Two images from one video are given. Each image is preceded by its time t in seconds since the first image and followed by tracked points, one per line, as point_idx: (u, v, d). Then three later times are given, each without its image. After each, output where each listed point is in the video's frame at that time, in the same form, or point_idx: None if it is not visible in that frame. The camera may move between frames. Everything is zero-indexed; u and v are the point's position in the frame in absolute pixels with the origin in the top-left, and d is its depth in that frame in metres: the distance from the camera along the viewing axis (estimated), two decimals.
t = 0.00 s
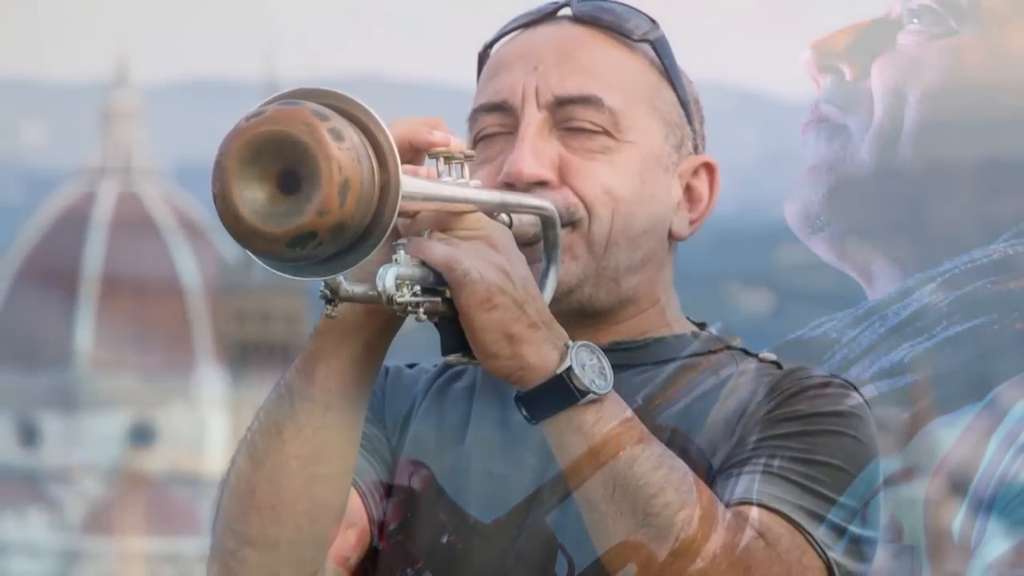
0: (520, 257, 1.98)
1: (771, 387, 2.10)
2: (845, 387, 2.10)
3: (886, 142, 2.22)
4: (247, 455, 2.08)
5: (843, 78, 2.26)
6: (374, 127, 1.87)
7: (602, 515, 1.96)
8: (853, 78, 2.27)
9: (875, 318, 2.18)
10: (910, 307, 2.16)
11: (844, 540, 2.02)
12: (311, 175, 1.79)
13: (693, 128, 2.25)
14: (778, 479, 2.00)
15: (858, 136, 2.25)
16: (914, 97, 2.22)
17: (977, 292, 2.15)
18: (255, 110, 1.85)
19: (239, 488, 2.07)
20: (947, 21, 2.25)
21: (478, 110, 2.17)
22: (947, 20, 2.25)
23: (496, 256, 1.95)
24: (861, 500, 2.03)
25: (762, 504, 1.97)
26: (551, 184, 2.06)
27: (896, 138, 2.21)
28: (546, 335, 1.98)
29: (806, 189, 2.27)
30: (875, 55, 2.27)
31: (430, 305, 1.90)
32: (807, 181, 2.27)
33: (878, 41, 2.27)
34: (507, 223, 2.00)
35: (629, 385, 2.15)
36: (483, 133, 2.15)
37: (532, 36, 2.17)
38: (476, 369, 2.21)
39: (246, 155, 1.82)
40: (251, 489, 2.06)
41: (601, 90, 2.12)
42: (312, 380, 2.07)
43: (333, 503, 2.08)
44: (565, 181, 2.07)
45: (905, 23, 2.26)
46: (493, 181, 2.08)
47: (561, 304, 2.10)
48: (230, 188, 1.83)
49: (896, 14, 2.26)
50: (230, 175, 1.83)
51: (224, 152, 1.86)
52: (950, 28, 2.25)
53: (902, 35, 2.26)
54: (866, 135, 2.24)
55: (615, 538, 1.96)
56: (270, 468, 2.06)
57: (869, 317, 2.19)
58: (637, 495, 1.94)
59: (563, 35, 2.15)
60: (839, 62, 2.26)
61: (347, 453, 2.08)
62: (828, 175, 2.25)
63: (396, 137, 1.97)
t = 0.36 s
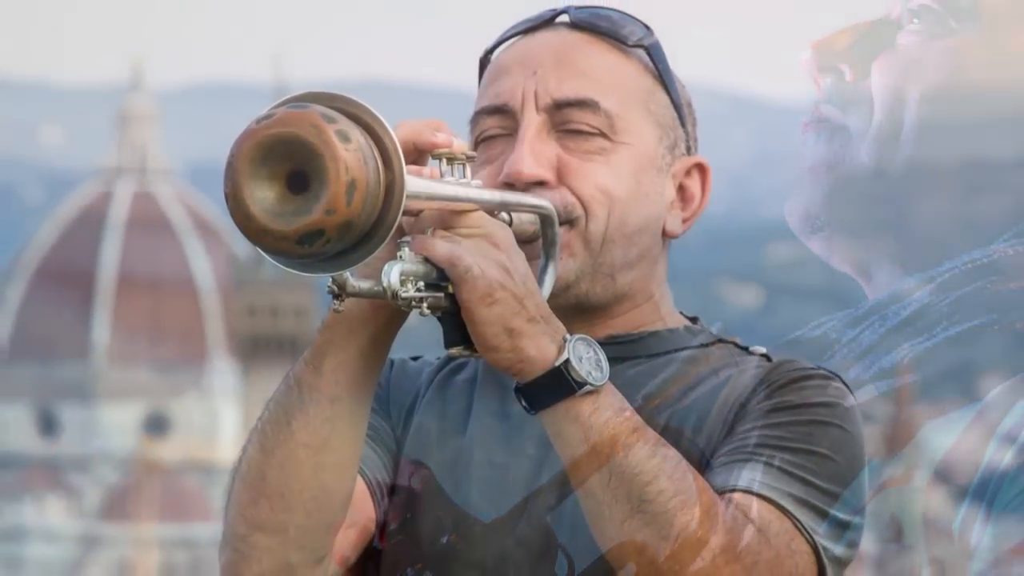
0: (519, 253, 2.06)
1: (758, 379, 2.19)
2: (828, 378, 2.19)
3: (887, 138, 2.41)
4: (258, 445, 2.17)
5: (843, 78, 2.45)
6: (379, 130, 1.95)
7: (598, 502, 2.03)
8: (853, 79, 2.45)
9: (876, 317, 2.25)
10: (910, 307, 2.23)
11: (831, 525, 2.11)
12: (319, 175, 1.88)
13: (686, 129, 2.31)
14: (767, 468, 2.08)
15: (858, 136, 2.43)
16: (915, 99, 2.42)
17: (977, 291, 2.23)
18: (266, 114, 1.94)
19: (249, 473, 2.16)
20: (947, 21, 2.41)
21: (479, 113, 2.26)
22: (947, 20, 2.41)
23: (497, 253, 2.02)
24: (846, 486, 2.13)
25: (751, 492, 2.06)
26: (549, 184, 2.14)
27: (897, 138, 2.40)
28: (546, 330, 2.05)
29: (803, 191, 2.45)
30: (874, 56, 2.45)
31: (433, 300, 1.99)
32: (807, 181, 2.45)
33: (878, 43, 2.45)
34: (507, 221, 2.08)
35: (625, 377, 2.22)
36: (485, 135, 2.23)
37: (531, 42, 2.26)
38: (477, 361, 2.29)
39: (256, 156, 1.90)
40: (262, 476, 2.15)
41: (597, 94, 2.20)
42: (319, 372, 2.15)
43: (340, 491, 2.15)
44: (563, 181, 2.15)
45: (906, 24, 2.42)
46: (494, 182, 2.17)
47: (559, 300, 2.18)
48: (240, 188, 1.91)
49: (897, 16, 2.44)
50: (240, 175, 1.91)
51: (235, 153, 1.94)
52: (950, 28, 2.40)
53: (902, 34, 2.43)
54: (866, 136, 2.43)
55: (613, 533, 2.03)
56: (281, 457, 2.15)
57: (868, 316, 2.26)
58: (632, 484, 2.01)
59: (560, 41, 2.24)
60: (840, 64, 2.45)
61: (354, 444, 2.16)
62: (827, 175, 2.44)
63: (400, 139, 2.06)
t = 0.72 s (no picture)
0: (519, 250, 2.15)
1: (748, 369, 2.27)
2: (815, 368, 2.28)
3: (887, 137, 3.01)
4: (268, 433, 2.26)
5: (845, 74, 2.92)
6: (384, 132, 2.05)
7: (594, 488, 2.12)
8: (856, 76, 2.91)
9: (878, 319, 2.93)
10: (907, 309, 2.90)
11: (818, 510, 2.21)
12: (328, 175, 1.97)
13: (680, 131, 2.40)
14: (758, 455, 2.19)
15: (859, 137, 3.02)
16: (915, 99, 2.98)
17: (974, 290, 2.94)
18: (275, 117, 2.03)
19: (259, 461, 2.26)
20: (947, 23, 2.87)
21: (481, 115, 2.35)
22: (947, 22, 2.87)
23: (498, 250, 2.11)
24: (833, 473, 2.23)
25: (741, 479, 2.17)
26: (547, 184, 2.24)
27: (895, 135, 2.99)
28: (545, 325, 2.14)
29: (807, 199, 3.11)
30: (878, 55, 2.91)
31: (437, 295, 2.09)
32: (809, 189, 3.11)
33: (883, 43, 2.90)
34: (506, 219, 2.17)
35: (620, 369, 2.31)
36: (485, 137, 2.32)
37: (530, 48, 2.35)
38: (479, 353, 2.38)
39: (266, 157, 1.99)
40: (271, 464, 2.24)
41: (594, 98, 2.29)
42: (327, 364, 2.24)
43: (346, 478, 2.24)
44: (561, 181, 2.24)
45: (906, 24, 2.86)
46: (494, 182, 2.26)
47: (557, 295, 2.27)
48: (251, 187, 2.00)
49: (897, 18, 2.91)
50: (251, 175, 2.00)
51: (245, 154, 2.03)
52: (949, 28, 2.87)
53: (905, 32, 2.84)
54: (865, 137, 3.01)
55: (610, 524, 2.12)
56: (291, 445, 2.24)
57: (877, 318, 2.93)
58: (626, 471, 2.10)
59: (558, 46, 2.33)
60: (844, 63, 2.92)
61: (360, 433, 2.24)
62: (830, 176, 3.08)
63: (405, 142, 2.15)
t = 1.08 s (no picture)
0: (519, 247, 2.24)
1: (738, 361, 2.37)
2: (803, 359, 2.38)
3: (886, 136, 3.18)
4: (279, 422, 2.36)
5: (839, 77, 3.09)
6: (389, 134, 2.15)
7: (590, 475, 2.21)
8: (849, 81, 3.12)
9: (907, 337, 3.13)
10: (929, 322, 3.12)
11: (804, 495, 2.32)
12: (336, 176, 2.08)
13: (673, 133, 2.49)
14: (746, 444, 2.29)
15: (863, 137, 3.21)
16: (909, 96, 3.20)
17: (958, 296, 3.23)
18: (286, 120, 2.13)
19: (271, 448, 2.36)
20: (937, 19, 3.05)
21: (482, 118, 2.45)
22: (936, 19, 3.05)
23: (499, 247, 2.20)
24: (819, 460, 2.33)
25: (731, 466, 2.27)
26: (546, 184, 2.34)
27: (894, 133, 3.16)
28: (544, 318, 2.24)
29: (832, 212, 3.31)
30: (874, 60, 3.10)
31: (440, 290, 2.18)
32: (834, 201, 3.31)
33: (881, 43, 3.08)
34: (507, 217, 2.26)
35: (615, 361, 2.40)
36: (487, 139, 2.42)
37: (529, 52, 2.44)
38: (480, 345, 2.48)
39: (277, 158, 2.10)
40: (281, 453, 2.35)
41: (591, 101, 2.39)
42: (334, 356, 2.34)
43: (353, 465, 2.34)
44: (559, 182, 2.34)
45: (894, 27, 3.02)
46: (495, 182, 2.36)
47: (555, 290, 2.37)
48: (263, 187, 2.11)
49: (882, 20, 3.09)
50: (263, 176, 2.11)
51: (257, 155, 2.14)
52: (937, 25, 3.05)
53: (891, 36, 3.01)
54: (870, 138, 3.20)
55: (606, 506, 2.21)
56: (301, 433, 2.34)
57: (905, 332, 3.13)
58: (621, 458, 2.20)
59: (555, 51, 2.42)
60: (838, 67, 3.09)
61: (368, 423, 2.34)
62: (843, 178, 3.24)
63: (409, 143, 2.25)
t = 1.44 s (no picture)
0: (519, 245, 2.34)
1: (728, 353, 2.49)
2: (789, 351, 2.49)
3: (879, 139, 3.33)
4: (289, 411, 2.48)
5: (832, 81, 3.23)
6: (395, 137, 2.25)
7: (586, 462, 2.32)
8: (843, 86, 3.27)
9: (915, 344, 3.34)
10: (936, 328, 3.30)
11: (791, 481, 2.43)
12: (344, 176, 2.18)
13: (666, 135, 2.60)
14: (735, 433, 2.40)
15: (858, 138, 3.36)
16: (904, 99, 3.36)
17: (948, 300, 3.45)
18: (296, 122, 2.23)
19: (282, 436, 2.48)
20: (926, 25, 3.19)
21: (484, 121, 2.56)
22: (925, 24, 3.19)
23: (499, 244, 2.30)
24: (806, 448, 2.44)
25: (721, 453, 2.38)
26: (545, 184, 2.44)
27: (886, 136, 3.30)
28: (542, 312, 2.34)
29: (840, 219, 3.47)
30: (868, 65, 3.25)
31: (443, 286, 2.29)
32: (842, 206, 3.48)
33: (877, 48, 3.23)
34: (508, 216, 2.36)
35: (611, 353, 2.52)
36: (488, 141, 2.53)
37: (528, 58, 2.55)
38: (482, 338, 2.59)
39: (287, 159, 2.20)
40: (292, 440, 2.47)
41: (588, 105, 2.50)
42: (342, 348, 2.44)
43: (362, 452, 2.45)
44: (557, 182, 2.45)
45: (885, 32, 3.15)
46: (496, 182, 2.47)
47: (553, 285, 2.48)
48: (274, 186, 2.21)
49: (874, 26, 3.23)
50: (274, 176, 2.21)
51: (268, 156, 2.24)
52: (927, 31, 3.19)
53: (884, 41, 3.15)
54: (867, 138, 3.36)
55: (601, 492, 2.31)
56: (310, 421, 2.45)
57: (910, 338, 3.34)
58: (617, 445, 2.31)
59: (553, 57, 2.53)
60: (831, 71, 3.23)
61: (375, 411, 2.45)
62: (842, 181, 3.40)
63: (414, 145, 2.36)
